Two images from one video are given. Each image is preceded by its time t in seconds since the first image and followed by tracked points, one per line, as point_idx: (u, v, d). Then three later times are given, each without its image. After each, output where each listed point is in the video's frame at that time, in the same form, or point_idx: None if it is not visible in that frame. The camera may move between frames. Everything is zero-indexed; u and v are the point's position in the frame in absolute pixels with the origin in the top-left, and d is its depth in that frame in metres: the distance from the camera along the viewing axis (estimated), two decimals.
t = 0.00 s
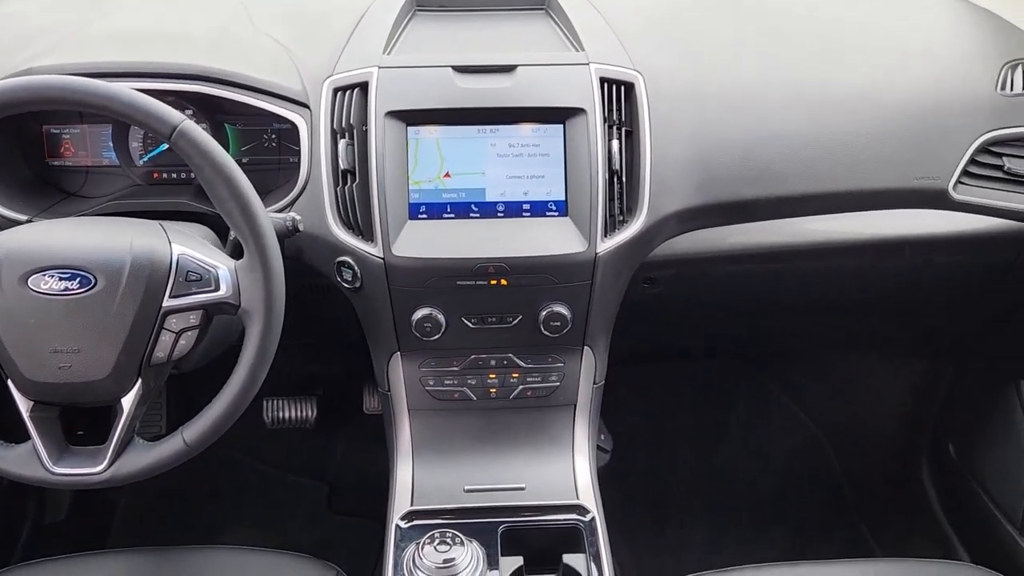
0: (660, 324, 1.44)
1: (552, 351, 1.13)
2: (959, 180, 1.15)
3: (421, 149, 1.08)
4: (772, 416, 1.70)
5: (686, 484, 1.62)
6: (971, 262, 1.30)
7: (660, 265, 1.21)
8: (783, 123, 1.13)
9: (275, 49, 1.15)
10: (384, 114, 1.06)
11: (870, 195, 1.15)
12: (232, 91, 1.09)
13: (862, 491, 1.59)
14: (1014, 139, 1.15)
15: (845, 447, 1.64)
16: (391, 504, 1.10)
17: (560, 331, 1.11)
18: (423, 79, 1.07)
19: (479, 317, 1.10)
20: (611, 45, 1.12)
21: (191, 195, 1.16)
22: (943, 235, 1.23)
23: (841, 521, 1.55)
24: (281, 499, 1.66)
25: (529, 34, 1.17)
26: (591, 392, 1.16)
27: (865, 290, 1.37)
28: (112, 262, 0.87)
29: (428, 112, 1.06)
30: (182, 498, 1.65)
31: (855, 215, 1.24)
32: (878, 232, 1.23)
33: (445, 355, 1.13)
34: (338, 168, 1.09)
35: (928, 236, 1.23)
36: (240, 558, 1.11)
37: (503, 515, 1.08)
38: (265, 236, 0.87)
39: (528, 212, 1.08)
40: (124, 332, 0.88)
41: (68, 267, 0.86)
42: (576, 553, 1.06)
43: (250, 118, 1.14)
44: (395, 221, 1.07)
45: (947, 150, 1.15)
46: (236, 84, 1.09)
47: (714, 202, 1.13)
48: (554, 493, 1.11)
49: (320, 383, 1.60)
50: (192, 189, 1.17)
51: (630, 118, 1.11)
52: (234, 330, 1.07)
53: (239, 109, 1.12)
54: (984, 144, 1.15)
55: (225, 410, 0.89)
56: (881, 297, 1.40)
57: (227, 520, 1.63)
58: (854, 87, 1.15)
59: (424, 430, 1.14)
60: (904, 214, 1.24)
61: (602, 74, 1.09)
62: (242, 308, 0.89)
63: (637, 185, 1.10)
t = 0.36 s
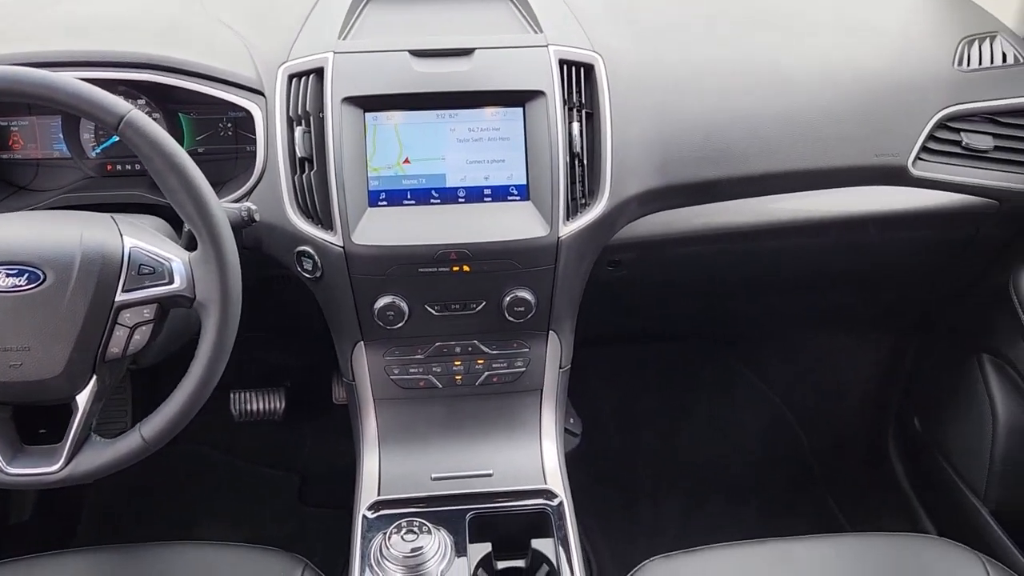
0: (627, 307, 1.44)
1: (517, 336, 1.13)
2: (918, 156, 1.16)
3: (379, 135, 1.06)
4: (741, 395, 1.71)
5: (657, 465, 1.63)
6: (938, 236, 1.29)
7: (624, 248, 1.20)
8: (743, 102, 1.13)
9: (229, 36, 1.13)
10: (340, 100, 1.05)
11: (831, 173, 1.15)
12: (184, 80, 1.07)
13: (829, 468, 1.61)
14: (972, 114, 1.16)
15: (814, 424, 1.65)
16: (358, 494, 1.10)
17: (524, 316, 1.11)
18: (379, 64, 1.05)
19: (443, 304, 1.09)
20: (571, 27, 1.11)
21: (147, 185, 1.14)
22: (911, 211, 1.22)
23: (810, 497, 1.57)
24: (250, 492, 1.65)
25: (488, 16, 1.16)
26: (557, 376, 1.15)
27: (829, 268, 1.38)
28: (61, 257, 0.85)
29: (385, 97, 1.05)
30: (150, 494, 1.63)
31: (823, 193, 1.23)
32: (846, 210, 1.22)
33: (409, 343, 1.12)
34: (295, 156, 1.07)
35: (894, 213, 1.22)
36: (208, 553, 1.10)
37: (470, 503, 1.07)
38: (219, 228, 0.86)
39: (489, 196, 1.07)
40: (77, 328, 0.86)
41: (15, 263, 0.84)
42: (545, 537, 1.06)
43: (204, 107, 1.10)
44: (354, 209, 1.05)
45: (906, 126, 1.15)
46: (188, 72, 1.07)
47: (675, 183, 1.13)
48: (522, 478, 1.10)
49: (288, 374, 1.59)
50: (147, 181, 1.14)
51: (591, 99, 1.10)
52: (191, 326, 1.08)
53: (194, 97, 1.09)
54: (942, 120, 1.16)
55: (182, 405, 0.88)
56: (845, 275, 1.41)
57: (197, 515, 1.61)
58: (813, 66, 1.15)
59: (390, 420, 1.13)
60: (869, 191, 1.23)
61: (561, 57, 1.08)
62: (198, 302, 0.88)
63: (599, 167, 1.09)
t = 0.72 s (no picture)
0: (595, 284, 1.45)
1: (483, 315, 1.13)
2: (877, 127, 1.17)
3: (339, 115, 1.05)
4: (710, 369, 1.73)
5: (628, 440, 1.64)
6: (903, 205, 1.30)
7: (589, 225, 1.20)
8: (703, 76, 1.14)
9: (183, 19, 1.11)
10: (299, 81, 1.03)
11: (791, 146, 1.15)
12: (138, 63, 1.05)
13: (799, 437, 1.62)
14: (929, 85, 1.17)
15: (782, 395, 1.67)
16: (328, 476, 1.09)
17: (490, 295, 1.11)
18: (337, 45, 1.04)
19: (408, 284, 1.08)
20: (530, 4, 1.11)
21: (104, 171, 1.13)
22: (877, 180, 1.22)
23: (779, 467, 1.59)
24: (222, 479, 1.64)
25: None
26: (525, 354, 1.16)
27: (793, 241, 1.39)
28: (15, 246, 0.85)
29: (343, 77, 1.03)
30: (121, 483, 1.62)
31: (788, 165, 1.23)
32: (810, 181, 1.22)
33: (375, 324, 1.11)
34: (254, 138, 1.06)
35: (860, 182, 1.22)
36: (178, 540, 1.09)
37: (441, 482, 1.08)
38: (175, 212, 0.84)
39: (452, 175, 1.07)
40: (33, 317, 0.86)
41: None
42: (516, 514, 1.06)
43: (159, 88, 1.08)
44: (316, 191, 1.04)
45: (864, 98, 1.16)
46: (141, 55, 1.05)
47: (637, 159, 1.13)
48: (492, 456, 1.11)
49: (256, 360, 1.58)
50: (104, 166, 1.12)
51: (552, 76, 1.09)
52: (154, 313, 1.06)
53: (149, 81, 1.07)
54: (900, 91, 1.17)
55: (144, 393, 0.87)
56: (809, 247, 1.42)
57: (168, 503, 1.60)
58: (771, 40, 1.16)
59: (358, 402, 1.13)
60: (835, 161, 1.22)
61: (522, 34, 1.07)
62: (157, 287, 0.86)
63: (562, 144, 1.09)
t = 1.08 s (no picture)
0: (565, 254, 1.44)
1: (450, 288, 1.11)
2: (842, 89, 1.16)
3: (296, 87, 1.02)
4: (683, 336, 1.73)
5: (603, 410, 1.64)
6: (871, 166, 1.29)
7: (555, 194, 1.19)
8: (666, 40, 1.12)
9: None
10: (253, 53, 1.00)
11: (755, 109, 1.14)
12: (85, 37, 1.02)
13: (772, 402, 1.63)
14: (894, 45, 1.16)
15: (755, 361, 1.68)
16: (297, 455, 1.08)
17: (456, 268, 1.09)
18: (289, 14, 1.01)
19: (372, 259, 1.07)
20: None
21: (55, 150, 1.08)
22: (844, 142, 1.21)
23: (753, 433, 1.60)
24: (195, 461, 1.62)
25: None
26: (494, 326, 1.15)
27: (762, 206, 1.38)
28: None
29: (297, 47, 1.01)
30: (91, 469, 1.60)
31: (754, 128, 1.22)
32: (778, 144, 1.21)
33: (340, 301, 1.10)
34: (209, 112, 1.03)
35: (827, 144, 1.21)
36: (147, 524, 1.08)
37: (411, 457, 1.07)
38: (126, 189, 0.82)
39: (414, 146, 1.05)
40: None
41: None
42: (488, 487, 1.06)
43: (110, 65, 1.05)
44: (274, 166, 1.02)
45: (828, 59, 1.15)
46: (88, 29, 1.01)
47: (603, 125, 1.11)
48: (462, 430, 1.10)
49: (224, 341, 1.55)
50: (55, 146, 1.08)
51: (513, 43, 1.07)
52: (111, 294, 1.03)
53: (98, 55, 1.04)
54: (865, 51, 1.16)
55: (101, 375, 0.85)
56: (778, 212, 1.42)
57: (141, 487, 1.58)
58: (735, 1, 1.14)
59: (325, 380, 1.12)
60: (802, 124, 1.21)
61: None
62: (110, 268, 0.85)
63: (525, 112, 1.08)
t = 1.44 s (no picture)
0: (533, 224, 1.43)
1: (418, 261, 1.10)
2: (807, 49, 1.15)
3: (252, 58, 0.99)
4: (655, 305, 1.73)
5: (579, 380, 1.64)
6: (838, 126, 1.29)
7: (521, 163, 1.18)
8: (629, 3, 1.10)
9: None
10: (205, 25, 0.96)
11: (719, 73, 1.13)
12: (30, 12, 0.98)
13: (746, 367, 1.64)
14: (858, 5, 1.15)
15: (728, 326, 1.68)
16: (266, 434, 1.07)
17: (422, 240, 1.08)
18: None
19: (336, 233, 1.05)
20: None
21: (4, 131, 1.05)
22: (810, 103, 1.20)
23: (728, 399, 1.60)
24: (168, 445, 1.60)
25: None
26: (462, 299, 1.14)
27: (731, 171, 1.38)
28: None
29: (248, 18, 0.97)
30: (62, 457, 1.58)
31: (720, 92, 1.21)
32: (745, 107, 1.20)
33: (305, 277, 1.08)
34: (162, 87, 1.01)
35: (793, 106, 1.21)
36: (116, 508, 1.06)
37: (382, 432, 1.06)
38: (76, 168, 0.80)
39: (375, 117, 1.02)
40: None
41: None
42: (460, 459, 1.05)
43: (59, 42, 1.03)
44: (231, 141, 0.99)
45: (793, 20, 1.14)
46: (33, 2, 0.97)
47: (567, 91, 1.10)
48: (434, 404, 1.09)
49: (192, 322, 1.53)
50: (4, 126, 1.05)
51: (473, 10, 1.06)
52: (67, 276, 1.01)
53: (45, 30, 1.00)
54: (830, 11, 1.15)
55: (59, 358, 0.84)
56: (747, 177, 1.41)
57: (113, 473, 1.56)
58: None
59: (293, 357, 1.10)
60: (768, 86, 1.21)
61: None
62: (63, 248, 0.82)
63: (488, 80, 1.06)
